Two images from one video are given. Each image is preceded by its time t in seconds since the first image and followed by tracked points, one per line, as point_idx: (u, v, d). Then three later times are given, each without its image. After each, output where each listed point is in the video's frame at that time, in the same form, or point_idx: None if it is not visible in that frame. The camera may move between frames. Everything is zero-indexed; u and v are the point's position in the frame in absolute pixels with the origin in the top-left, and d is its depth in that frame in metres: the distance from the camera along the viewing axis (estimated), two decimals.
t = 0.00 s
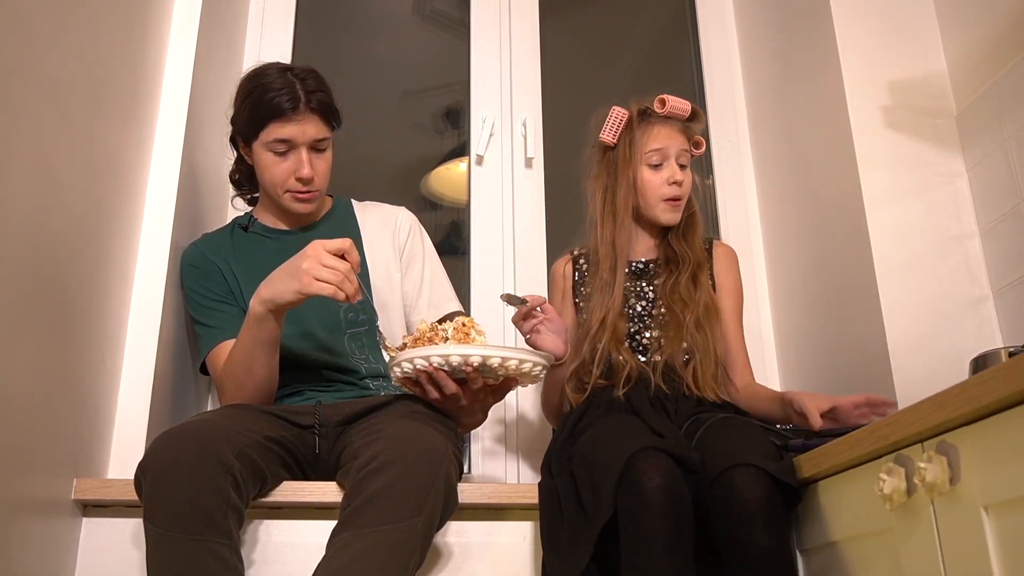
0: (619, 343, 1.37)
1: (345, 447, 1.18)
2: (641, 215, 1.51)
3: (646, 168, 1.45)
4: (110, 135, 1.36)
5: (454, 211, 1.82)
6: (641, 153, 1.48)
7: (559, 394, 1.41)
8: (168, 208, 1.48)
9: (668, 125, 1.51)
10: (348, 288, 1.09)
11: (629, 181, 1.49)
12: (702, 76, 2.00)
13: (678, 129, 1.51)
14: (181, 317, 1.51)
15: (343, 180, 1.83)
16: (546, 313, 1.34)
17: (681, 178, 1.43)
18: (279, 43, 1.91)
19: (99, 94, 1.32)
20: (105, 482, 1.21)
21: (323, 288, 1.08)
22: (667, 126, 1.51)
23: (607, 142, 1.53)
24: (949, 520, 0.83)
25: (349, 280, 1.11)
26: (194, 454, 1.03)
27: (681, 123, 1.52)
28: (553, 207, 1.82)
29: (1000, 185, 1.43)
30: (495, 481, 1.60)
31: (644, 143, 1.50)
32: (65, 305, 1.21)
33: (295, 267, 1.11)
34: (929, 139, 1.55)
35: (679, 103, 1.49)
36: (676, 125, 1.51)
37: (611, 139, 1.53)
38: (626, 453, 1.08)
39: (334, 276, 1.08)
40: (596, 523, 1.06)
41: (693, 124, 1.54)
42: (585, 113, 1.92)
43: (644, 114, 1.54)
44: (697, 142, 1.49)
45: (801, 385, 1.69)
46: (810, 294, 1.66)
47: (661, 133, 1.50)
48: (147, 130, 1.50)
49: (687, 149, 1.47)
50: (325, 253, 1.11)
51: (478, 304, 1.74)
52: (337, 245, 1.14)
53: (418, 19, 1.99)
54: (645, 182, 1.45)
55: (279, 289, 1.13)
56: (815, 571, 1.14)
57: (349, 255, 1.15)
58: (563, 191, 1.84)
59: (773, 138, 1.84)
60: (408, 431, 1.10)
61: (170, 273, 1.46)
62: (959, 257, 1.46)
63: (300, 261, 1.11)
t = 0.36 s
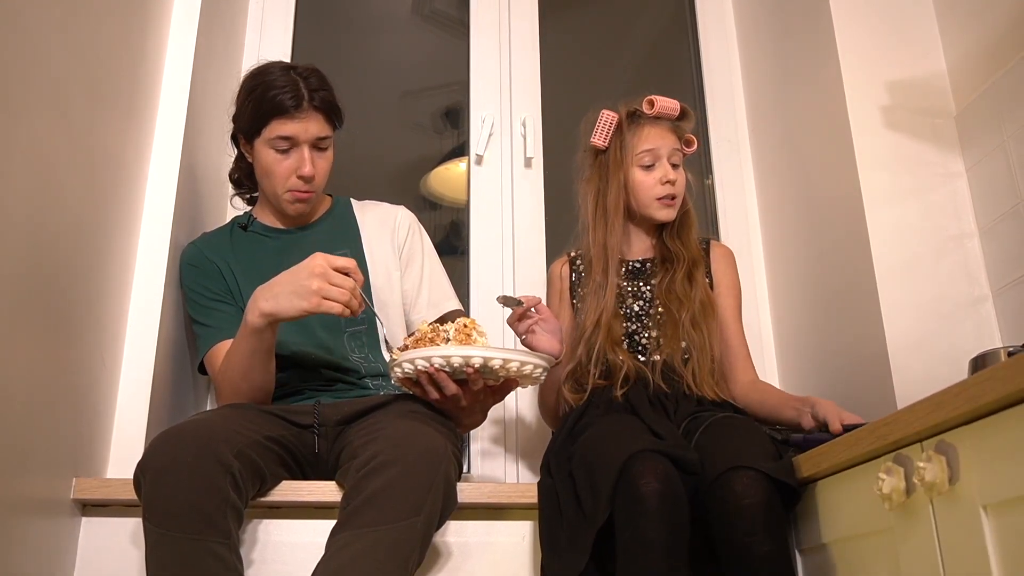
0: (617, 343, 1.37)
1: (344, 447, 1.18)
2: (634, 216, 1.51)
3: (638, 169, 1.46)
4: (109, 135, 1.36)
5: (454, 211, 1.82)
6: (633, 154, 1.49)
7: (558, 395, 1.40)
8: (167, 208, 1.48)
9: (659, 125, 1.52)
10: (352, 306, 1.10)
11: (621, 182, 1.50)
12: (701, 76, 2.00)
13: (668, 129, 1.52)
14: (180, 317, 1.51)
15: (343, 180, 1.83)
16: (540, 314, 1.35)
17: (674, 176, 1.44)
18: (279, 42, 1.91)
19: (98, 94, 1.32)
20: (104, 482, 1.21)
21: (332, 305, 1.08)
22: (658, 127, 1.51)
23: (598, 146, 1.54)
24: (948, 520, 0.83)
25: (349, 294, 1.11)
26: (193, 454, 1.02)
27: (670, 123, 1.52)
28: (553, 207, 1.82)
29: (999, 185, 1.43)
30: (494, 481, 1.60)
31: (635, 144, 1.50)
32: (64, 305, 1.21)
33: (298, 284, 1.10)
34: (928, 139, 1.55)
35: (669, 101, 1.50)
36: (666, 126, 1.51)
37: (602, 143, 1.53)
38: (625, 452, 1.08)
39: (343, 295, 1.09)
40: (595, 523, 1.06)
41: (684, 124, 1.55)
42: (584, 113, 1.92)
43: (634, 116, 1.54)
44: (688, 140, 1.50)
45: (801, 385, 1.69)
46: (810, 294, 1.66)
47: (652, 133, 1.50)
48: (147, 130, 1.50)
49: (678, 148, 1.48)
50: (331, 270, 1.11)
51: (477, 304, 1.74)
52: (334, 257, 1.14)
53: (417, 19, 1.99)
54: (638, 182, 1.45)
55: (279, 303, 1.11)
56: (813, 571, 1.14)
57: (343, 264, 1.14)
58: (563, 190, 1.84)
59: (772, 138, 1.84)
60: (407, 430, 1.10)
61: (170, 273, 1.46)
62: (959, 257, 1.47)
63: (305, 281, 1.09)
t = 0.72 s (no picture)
0: (617, 344, 1.36)
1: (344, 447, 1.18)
2: (635, 215, 1.51)
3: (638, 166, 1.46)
4: (109, 136, 1.36)
5: (454, 211, 1.82)
6: (633, 151, 1.49)
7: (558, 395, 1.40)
8: (167, 209, 1.48)
9: (658, 123, 1.52)
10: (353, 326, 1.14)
11: (620, 180, 1.50)
12: (701, 76, 2.00)
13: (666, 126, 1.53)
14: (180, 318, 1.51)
15: (342, 180, 1.82)
16: (536, 315, 1.36)
17: (676, 173, 1.44)
18: (278, 42, 1.91)
19: (98, 95, 1.33)
20: (104, 483, 1.21)
21: (339, 335, 1.12)
22: (660, 125, 1.52)
23: (599, 144, 1.53)
24: (947, 520, 0.83)
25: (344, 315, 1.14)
26: (193, 454, 1.02)
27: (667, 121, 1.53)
28: (552, 207, 1.82)
29: (998, 185, 1.44)
30: (494, 481, 1.60)
31: (634, 142, 1.50)
32: (63, 305, 1.21)
33: (303, 321, 1.10)
34: (927, 139, 1.55)
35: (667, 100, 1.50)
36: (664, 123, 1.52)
37: (602, 142, 1.53)
38: (624, 453, 1.08)
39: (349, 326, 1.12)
40: (594, 523, 1.06)
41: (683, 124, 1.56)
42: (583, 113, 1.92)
43: (633, 114, 1.55)
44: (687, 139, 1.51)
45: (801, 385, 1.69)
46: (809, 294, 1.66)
47: (652, 131, 1.51)
48: (146, 130, 1.50)
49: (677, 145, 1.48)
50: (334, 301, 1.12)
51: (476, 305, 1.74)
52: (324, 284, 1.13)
53: (417, 19, 1.99)
54: (639, 179, 1.45)
55: (282, 339, 1.12)
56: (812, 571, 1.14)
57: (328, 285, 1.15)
58: (562, 190, 1.84)
59: (771, 138, 1.84)
60: (406, 431, 1.10)
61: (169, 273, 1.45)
62: (958, 257, 1.47)
63: (311, 319, 1.10)
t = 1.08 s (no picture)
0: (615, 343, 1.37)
1: (344, 447, 1.18)
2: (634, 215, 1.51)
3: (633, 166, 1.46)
4: (109, 137, 1.36)
5: (454, 211, 1.82)
6: (628, 151, 1.49)
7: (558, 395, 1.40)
8: (167, 209, 1.48)
9: (652, 121, 1.52)
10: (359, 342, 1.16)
11: (618, 181, 1.50)
12: (700, 76, 2.00)
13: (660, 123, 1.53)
14: (179, 318, 1.51)
15: (342, 181, 1.83)
16: (532, 316, 1.37)
17: (671, 170, 1.44)
18: (278, 42, 1.91)
19: (98, 97, 1.33)
20: (104, 483, 1.21)
21: (350, 350, 1.13)
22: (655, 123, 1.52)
23: (595, 147, 1.53)
24: (947, 520, 0.83)
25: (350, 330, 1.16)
26: (192, 454, 1.02)
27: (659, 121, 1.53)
28: (552, 207, 1.82)
29: (997, 185, 1.44)
30: (494, 481, 1.60)
31: (629, 141, 1.50)
32: (63, 306, 1.21)
33: (316, 339, 1.11)
34: (926, 139, 1.55)
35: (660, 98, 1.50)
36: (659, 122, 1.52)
37: (598, 143, 1.52)
38: (624, 452, 1.08)
39: (359, 339, 1.13)
40: (593, 523, 1.06)
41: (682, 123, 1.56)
42: (583, 113, 1.92)
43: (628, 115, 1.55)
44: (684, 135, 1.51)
45: (801, 385, 1.69)
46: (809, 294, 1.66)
47: (646, 130, 1.51)
48: (146, 130, 1.50)
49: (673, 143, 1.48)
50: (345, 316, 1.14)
51: (476, 305, 1.74)
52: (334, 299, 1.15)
53: (417, 19, 1.99)
54: (634, 178, 1.46)
55: (295, 356, 1.12)
56: (811, 571, 1.14)
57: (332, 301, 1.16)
58: (562, 190, 1.84)
59: (771, 138, 1.84)
60: (406, 431, 1.10)
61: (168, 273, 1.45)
62: (958, 258, 1.47)
63: (324, 335, 1.11)
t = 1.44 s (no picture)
0: (614, 343, 1.36)
1: (344, 447, 1.18)
2: (626, 216, 1.50)
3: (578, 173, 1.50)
4: (109, 137, 1.36)
5: (453, 210, 1.82)
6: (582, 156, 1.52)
7: (558, 393, 1.40)
8: (166, 208, 1.48)
9: (605, 124, 1.52)
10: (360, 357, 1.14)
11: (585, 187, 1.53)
12: (700, 76, 2.00)
13: (619, 125, 1.51)
14: (178, 317, 1.50)
15: (341, 180, 1.82)
16: (533, 309, 1.38)
17: (598, 168, 1.45)
18: (277, 41, 1.91)
19: (98, 97, 1.33)
20: (103, 482, 1.21)
21: (350, 363, 1.12)
22: (618, 126, 1.51)
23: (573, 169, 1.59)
24: (946, 520, 0.83)
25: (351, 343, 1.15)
26: (191, 453, 1.02)
27: (614, 117, 1.53)
28: (552, 206, 1.82)
29: (997, 185, 1.44)
30: (493, 481, 1.60)
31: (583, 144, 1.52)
32: (63, 306, 1.21)
33: (314, 351, 1.10)
34: (926, 139, 1.55)
35: (593, 107, 1.53)
36: (608, 122, 1.52)
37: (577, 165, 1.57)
38: (624, 452, 1.08)
39: (361, 352, 1.12)
40: (593, 523, 1.06)
41: (634, 108, 1.54)
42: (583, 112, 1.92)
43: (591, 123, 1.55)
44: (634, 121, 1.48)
45: (801, 385, 1.69)
46: (808, 294, 1.66)
47: (598, 132, 1.51)
48: (145, 130, 1.50)
49: (614, 138, 1.48)
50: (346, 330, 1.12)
51: (475, 305, 1.74)
52: (337, 311, 1.14)
53: (416, 19, 1.99)
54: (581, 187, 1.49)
55: (292, 367, 1.11)
56: (811, 571, 1.14)
57: (335, 313, 1.15)
58: (562, 190, 1.84)
59: (771, 138, 1.84)
60: (405, 430, 1.10)
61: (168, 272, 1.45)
62: (957, 258, 1.47)
63: (324, 348, 1.10)
